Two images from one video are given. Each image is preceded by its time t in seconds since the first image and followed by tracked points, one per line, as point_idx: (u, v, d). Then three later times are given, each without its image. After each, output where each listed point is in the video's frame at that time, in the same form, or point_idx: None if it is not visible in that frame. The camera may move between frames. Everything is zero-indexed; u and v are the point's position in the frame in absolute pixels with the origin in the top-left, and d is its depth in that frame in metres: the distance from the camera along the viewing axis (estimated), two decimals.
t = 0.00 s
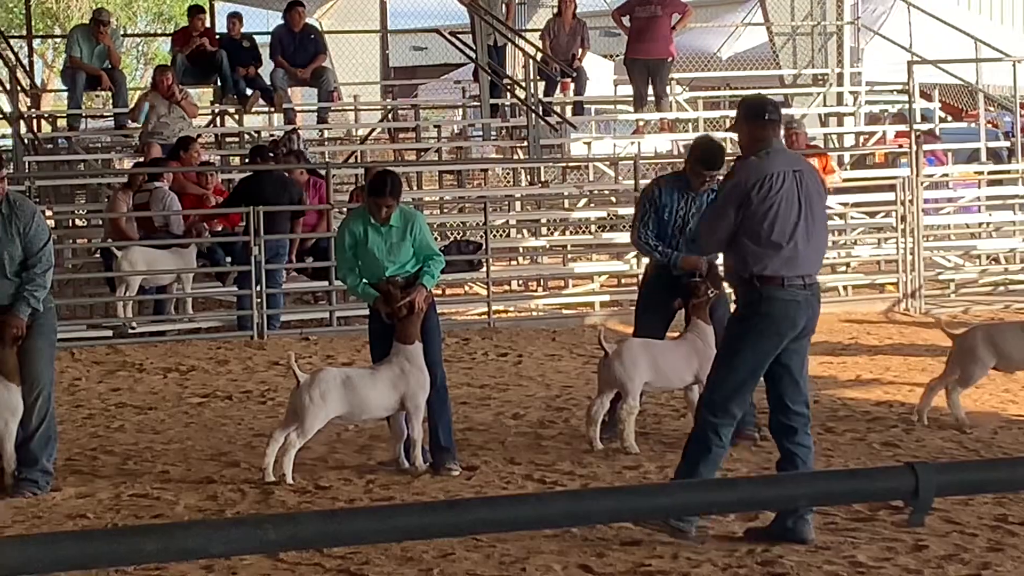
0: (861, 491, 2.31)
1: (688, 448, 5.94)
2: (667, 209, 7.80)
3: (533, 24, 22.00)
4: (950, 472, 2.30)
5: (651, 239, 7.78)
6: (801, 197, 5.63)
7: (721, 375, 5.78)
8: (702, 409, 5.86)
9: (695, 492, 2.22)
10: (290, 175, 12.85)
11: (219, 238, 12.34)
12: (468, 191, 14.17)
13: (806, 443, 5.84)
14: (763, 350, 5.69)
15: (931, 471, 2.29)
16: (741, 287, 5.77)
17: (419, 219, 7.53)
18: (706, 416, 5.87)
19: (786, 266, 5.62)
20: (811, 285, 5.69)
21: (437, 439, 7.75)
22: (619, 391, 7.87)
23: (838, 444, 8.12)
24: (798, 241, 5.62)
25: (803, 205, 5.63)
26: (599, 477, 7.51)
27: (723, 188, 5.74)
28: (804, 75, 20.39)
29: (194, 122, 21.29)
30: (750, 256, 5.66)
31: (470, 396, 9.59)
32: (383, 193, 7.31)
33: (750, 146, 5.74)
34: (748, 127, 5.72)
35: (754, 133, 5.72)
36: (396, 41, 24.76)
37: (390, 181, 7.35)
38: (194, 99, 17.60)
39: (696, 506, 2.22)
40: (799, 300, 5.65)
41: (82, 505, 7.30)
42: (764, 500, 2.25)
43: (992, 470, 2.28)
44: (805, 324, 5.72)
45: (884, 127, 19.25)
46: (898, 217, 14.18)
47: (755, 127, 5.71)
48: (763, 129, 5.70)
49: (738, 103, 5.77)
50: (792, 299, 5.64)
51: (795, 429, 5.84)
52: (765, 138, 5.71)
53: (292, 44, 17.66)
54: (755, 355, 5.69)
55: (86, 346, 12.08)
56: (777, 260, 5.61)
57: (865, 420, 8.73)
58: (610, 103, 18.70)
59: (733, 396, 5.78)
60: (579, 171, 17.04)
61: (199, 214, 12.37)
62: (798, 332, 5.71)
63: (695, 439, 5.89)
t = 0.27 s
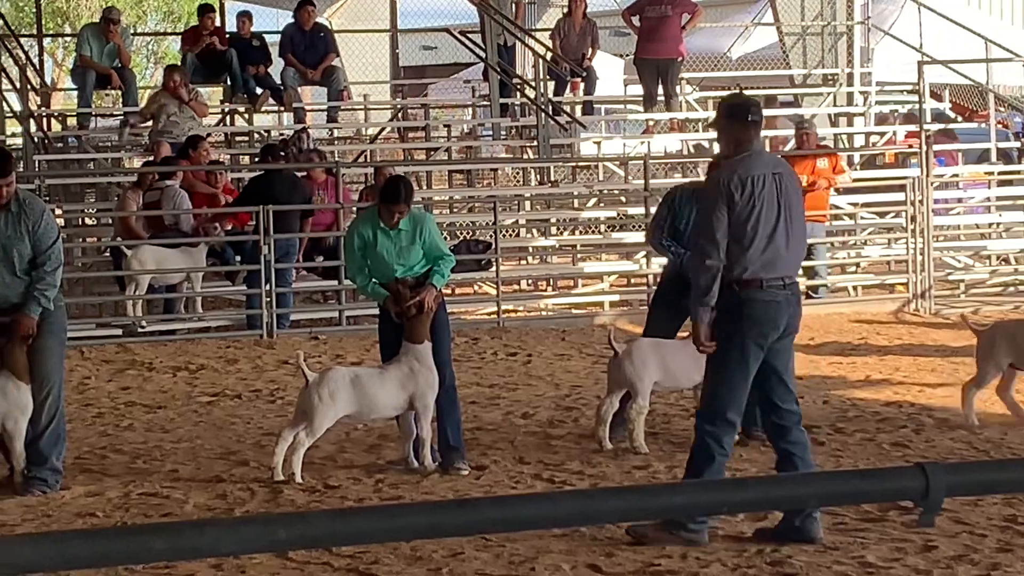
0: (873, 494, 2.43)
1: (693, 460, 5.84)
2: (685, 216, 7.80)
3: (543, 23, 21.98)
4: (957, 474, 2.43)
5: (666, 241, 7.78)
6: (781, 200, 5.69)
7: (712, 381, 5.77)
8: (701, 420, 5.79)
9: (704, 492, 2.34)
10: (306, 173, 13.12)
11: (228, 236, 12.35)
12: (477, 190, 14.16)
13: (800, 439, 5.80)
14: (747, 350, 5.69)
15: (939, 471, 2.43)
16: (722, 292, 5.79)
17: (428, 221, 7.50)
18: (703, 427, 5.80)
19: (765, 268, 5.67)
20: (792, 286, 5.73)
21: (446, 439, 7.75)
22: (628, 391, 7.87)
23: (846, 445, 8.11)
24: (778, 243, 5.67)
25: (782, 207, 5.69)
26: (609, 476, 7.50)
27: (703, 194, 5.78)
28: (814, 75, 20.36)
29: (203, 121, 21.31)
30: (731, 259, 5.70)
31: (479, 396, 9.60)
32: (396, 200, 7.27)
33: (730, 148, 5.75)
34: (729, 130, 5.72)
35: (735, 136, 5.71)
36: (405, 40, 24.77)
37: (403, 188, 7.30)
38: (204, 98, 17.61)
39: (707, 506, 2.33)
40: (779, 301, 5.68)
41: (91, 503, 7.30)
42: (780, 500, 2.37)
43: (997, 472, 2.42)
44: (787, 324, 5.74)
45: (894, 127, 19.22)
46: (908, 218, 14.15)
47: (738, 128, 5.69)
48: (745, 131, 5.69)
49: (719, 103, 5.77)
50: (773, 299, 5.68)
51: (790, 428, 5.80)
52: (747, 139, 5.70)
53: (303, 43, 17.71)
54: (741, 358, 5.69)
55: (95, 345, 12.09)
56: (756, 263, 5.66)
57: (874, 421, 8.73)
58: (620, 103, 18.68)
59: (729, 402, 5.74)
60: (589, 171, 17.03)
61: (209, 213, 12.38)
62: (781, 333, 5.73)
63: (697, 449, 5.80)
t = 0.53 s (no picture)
0: (881, 494, 2.36)
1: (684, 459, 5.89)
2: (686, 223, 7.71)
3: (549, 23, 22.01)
4: (967, 473, 2.35)
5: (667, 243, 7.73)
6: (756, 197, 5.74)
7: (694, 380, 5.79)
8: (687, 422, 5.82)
9: (709, 491, 2.28)
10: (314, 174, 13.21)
11: (235, 236, 12.35)
12: (483, 190, 14.17)
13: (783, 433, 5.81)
14: (724, 348, 5.72)
15: (948, 470, 2.34)
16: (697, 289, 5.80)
17: (435, 223, 7.52)
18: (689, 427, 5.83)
19: (739, 264, 5.71)
20: (765, 282, 5.78)
21: (453, 438, 7.74)
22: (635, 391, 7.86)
23: (853, 444, 8.10)
24: (751, 240, 5.72)
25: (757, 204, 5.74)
26: (615, 476, 7.50)
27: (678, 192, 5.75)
28: (821, 74, 20.39)
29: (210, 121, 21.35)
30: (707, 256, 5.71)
31: (486, 395, 9.60)
32: (406, 205, 7.28)
33: (701, 145, 5.75)
34: (701, 127, 5.70)
35: (707, 133, 5.71)
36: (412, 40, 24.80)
37: (414, 193, 7.30)
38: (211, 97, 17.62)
39: (712, 505, 2.27)
40: (753, 296, 5.73)
41: (97, 502, 7.30)
42: (783, 499, 2.29)
43: (1007, 472, 2.34)
44: (760, 320, 5.77)
45: (901, 126, 19.25)
46: (915, 218, 14.15)
47: (709, 126, 5.69)
48: (717, 128, 5.69)
49: (686, 98, 5.74)
50: (747, 295, 5.73)
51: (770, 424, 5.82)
52: (718, 136, 5.71)
53: (309, 43, 17.75)
54: (718, 354, 5.72)
55: (102, 345, 12.10)
56: (731, 259, 5.70)
57: (881, 420, 8.72)
58: (627, 103, 18.70)
59: (711, 399, 5.78)
60: (596, 170, 17.05)
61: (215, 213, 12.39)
62: (756, 327, 5.77)
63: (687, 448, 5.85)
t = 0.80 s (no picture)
0: (886, 494, 2.35)
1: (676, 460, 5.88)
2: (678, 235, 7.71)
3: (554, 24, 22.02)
4: (969, 474, 2.36)
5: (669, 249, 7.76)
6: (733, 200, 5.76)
7: (678, 382, 5.79)
8: (676, 424, 5.81)
9: (714, 491, 2.29)
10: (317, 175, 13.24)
11: (239, 236, 12.36)
12: (487, 190, 14.17)
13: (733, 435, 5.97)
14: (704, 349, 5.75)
15: (952, 471, 2.34)
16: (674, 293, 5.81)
17: (441, 224, 7.53)
18: (678, 430, 5.82)
19: (717, 267, 5.73)
20: (740, 283, 5.82)
21: (456, 438, 7.75)
22: (639, 392, 7.87)
23: (857, 445, 8.10)
24: (728, 243, 5.75)
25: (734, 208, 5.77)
26: (619, 477, 7.50)
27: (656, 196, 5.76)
28: (825, 75, 20.41)
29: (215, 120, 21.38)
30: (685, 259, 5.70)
31: (490, 395, 9.60)
32: (413, 208, 7.32)
33: (678, 148, 5.78)
34: (677, 128, 5.74)
35: (683, 135, 5.75)
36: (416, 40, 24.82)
37: (420, 198, 7.34)
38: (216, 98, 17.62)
39: (716, 505, 2.28)
40: (732, 298, 5.75)
41: (101, 502, 7.30)
42: (786, 501, 2.30)
43: (1011, 472, 2.34)
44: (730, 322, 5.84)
45: (905, 127, 19.26)
46: (919, 218, 14.15)
47: (685, 127, 5.73)
48: (691, 130, 5.74)
49: (660, 100, 5.78)
50: (725, 297, 5.73)
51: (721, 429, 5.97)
52: (692, 139, 5.75)
53: (312, 44, 17.79)
54: (699, 356, 5.73)
55: (106, 345, 12.11)
56: (710, 262, 5.71)
57: (885, 421, 8.72)
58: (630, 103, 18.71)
59: (698, 399, 5.78)
60: (600, 171, 17.05)
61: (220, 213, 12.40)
62: (731, 327, 5.81)
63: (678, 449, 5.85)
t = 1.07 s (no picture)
0: (886, 495, 2.35)
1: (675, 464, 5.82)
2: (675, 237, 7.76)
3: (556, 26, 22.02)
4: (971, 476, 2.36)
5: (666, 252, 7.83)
6: (713, 203, 5.78)
7: (667, 385, 5.79)
8: (667, 427, 5.79)
9: (716, 493, 2.30)
10: (318, 177, 13.25)
11: (242, 238, 12.37)
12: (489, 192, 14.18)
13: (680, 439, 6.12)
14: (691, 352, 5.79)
15: (954, 473, 2.35)
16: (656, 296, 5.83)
17: (443, 228, 7.54)
18: (671, 434, 5.80)
19: (700, 269, 5.76)
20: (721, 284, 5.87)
21: (459, 441, 7.74)
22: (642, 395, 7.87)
23: (859, 447, 8.11)
24: (710, 245, 5.78)
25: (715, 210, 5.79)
26: (621, 478, 7.50)
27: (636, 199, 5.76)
28: (826, 77, 20.42)
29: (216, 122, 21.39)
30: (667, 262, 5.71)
31: (492, 397, 9.61)
32: (414, 212, 7.33)
33: (656, 150, 5.80)
34: (656, 130, 5.77)
35: (661, 138, 5.78)
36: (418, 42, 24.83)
37: (421, 199, 7.36)
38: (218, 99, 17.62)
39: (718, 507, 2.29)
40: (714, 299, 5.80)
41: (103, 504, 7.30)
42: (788, 502, 2.30)
43: (1012, 475, 2.35)
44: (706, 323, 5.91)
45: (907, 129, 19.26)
46: (921, 220, 14.16)
47: (663, 130, 5.76)
48: (669, 133, 5.77)
49: (639, 102, 5.81)
50: (708, 299, 5.78)
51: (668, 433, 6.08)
52: (670, 141, 5.79)
53: (315, 46, 17.78)
54: (685, 357, 5.77)
55: (108, 346, 12.12)
56: (694, 265, 5.74)
57: (887, 423, 8.73)
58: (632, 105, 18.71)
59: (690, 400, 5.77)
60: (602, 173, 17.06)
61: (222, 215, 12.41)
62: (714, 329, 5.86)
63: (676, 453, 5.81)
